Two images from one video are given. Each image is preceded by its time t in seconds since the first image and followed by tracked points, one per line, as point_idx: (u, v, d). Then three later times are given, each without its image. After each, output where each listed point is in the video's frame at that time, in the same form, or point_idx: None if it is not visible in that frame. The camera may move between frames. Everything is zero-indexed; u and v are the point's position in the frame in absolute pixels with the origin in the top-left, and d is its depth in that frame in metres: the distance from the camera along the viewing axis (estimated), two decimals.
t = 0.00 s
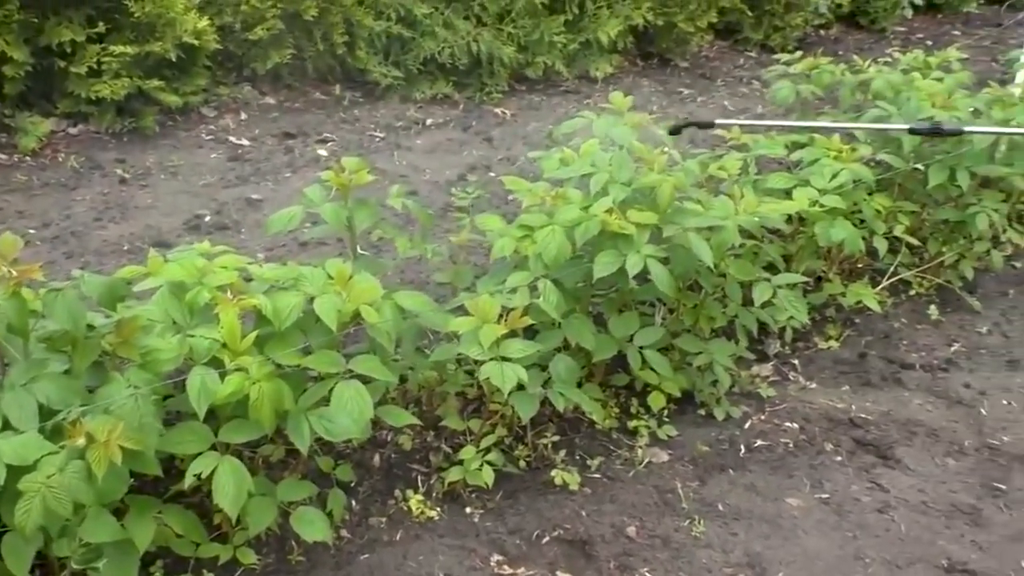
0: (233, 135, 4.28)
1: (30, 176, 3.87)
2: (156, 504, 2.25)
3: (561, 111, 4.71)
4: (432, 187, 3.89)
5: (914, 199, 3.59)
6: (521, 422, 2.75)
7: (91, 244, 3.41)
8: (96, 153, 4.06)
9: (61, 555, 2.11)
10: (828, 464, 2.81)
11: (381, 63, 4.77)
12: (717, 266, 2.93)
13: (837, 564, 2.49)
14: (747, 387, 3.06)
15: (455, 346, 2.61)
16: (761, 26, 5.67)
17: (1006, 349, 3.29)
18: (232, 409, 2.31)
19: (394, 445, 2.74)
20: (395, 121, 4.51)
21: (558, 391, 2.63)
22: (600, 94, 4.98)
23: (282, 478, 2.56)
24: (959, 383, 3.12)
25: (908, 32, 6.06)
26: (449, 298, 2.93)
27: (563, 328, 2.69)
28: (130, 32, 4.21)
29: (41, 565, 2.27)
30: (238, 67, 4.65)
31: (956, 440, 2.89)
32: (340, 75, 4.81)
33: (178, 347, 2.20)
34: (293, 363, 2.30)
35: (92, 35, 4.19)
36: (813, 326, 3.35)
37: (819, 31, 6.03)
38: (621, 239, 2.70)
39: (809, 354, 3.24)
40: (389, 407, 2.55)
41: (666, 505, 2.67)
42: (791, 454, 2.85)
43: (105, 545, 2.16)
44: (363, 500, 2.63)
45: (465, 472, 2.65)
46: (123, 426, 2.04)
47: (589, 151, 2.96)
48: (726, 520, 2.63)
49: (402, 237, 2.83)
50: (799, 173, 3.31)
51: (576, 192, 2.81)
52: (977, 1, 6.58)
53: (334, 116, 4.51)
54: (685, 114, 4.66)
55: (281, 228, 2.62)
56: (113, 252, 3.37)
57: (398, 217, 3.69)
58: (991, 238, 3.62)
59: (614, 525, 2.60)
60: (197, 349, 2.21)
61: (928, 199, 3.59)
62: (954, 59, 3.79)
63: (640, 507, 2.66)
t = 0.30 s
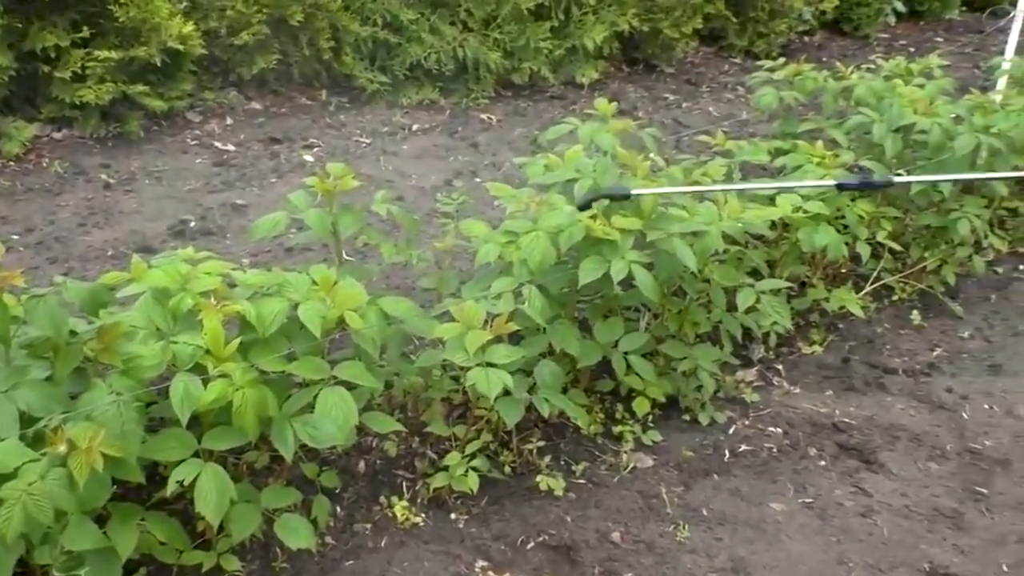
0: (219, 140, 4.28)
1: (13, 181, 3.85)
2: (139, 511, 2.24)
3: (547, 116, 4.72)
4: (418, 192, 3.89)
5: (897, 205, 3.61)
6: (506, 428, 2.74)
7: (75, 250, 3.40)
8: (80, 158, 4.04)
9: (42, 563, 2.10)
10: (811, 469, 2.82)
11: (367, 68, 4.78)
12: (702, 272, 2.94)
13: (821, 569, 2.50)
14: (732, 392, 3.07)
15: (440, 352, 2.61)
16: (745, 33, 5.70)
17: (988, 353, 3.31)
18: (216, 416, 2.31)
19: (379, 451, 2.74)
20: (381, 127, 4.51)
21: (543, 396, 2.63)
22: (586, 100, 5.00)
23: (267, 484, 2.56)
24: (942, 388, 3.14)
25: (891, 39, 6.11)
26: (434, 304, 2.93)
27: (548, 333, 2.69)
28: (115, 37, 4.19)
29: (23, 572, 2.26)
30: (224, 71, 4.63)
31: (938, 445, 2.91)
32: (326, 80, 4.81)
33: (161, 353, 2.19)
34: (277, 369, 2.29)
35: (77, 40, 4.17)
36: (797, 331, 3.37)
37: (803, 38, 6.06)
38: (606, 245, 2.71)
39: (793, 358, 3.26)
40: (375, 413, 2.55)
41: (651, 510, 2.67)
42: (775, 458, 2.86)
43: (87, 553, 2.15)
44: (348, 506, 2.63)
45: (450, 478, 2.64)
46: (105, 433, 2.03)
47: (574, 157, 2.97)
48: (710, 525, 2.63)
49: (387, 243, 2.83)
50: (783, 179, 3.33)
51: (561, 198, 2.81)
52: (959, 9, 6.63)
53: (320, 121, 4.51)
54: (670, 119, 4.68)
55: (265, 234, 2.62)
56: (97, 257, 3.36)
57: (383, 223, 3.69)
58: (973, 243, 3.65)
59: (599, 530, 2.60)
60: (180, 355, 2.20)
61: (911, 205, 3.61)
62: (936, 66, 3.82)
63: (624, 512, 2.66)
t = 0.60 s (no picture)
0: (206, 145, 4.27)
1: None
2: (124, 519, 2.24)
3: (535, 122, 4.72)
4: (405, 198, 3.89)
5: (883, 211, 3.63)
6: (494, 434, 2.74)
7: (61, 256, 3.38)
8: (67, 164, 4.03)
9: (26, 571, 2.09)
10: (797, 474, 2.83)
11: (355, 74, 4.77)
12: (688, 278, 2.94)
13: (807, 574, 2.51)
14: (718, 398, 3.07)
15: (427, 358, 2.60)
16: (733, 39, 5.72)
17: (972, 359, 3.33)
18: (201, 423, 2.30)
19: (366, 457, 2.73)
20: (370, 132, 4.51)
21: (529, 402, 2.63)
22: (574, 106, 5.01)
23: (253, 491, 2.55)
24: (927, 393, 3.15)
25: (876, 45, 6.16)
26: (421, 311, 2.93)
27: (535, 340, 2.69)
28: (103, 42, 4.18)
29: None
30: (212, 77, 4.62)
31: (923, 450, 2.92)
32: (314, 85, 4.80)
33: (147, 360, 2.18)
34: (263, 376, 2.29)
35: (64, 45, 4.15)
36: (783, 337, 3.38)
37: (790, 44, 6.09)
38: (592, 251, 2.71)
39: (779, 364, 3.27)
40: (362, 420, 2.55)
41: (638, 516, 2.68)
42: (761, 464, 2.86)
43: (71, 560, 2.14)
44: (335, 513, 2.62)
45: (437, 484, 2.64)
46: (89, 441, 2.02)
47: (561, 163, 2.98)
48: (697, 530, 2.64)
49: (374, 249, 2.83)
50: (769, 185, 3.34)
51: (548, 205, 2.81)
52: (944, 16, 6.68)
53: (308, 127, 4.51)
54: (658, 125, 4.70)
55: (252, 240, 2.62)
56: (83, 263, 3.35)
57: (370, 229, 3.68)
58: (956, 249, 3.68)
59: (586, 536, 2.60)
60: (166, 362, 2.20)
61: (896, 211, 3.63)
62: (920, 73, 3.85)
63: (611, 518, 2.66)
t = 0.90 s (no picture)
0: (196, 152, 4.26)
1: None
2: (112, 528, 2.24)
3: (524, 128, 4.73)
4: (395, 204, 3.90)
5: (870, 217, 3.65)
6: (483, 441, 2.73)
7: (49, 263, 3.37)
8: (55, 171, 4.02)
9: None
10: (785, 479, 2.84)
11: (345, 80, 4.76)
12: (677, 284, 2.95)
13: None
14: (707, 403, 3.08)
15: (416, 365, 2.60)
16: (721, 45, 5.76)
17: (959, 364, 3.35)
18: (190, 431, 2.30)
19: (355, 465, 2.72)
20: (359, 139, 4.51)
21: (519, 409, 2.63)
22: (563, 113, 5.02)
23: (243, 499, 2.55)
24: (914, 398, 3.17)
25: (863, 51, 6.20)
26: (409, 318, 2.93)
27: (524, 346, 2.69)
28: (91, 48, 4.16)
29: None
30: (201, 84, 4.62)
31: (911, 454, 2.93)
32: (303, 92, 4.80)
33: (134, 368, 2.17)
34: (252, 384, 2.29)
35: (51, 52, 4.13)
36: (772, 342, 3.39)
37: (777, 51, 6.11)
38: (581, 257, 2.72)
39: (768, 369, 3.28)
40: (351, 428, 2.54)
41: (627, 522, 2.68)
42: (750, 469, 2.87)
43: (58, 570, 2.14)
44: (325, 520, 2.62)
45: (426, 491, 2.63)
46: (75, 450, 2.02)
47: (549, 169, 2.98)
48: (686, 536, 2.64)
49: (363, 256, 2.83)
50: (757, 191, 3.35)
51: (536, 211, 2.81)
52: (930, 22, 6.74)
53: (298, 133, 4.50)
54: (646, 131, 4.71)
55: (239, 248, 2.62)
56: (71, 270, 3.34)
57: (358, 237, 3.67)
58: (943, 254, 3.71)
59: (576, 542, 2.61)
60: (154, 370, 2.19)
61: (883, 217, 3.65)
62: (906, 79, 3.88)
63: (600, 524, 2.67)
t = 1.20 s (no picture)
0: (184, 159, 4.26)
1: None
2: (99, 537, 2.23)
3: (514, 134, 4.74)
4: (384, 211, 3.90)
5: (857, 222, 3.66)
6: (472, 447, 2.74)
7: (37, 271, 3.36)
8: (43, 179, 4.01)
9: None
10: (774, 483, 2.85)
11: (334, 87, 4.76)
12: (664, 289, 2.95)
13: None
14: (696, 409, 3.09)
15: (406, 371, 2.60)
16: (708, 51, 5.78)
17: (946, 368, 3.37)
18: (178, 439, 2.29)
19: (345, 472, 2.73)
20: (348, 145, 4.51)
21: (508, 415, 2.64)
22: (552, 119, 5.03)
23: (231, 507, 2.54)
24: (901, 402, 3.19)
25: (850, 57, 6.24)
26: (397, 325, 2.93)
27: (513, 352, 2.70)
28: (79, 55, 4.15)
29: None
30: (190, 90, 4.61)
31: (898, 458, 2.95)
32: (292, 99, 4.79)
33: (122, 377, 2.17)
34: (240, 391, 2.28)
35: (39, 59, 4.11)
36: (760, 347, 3.40)
37: (765, 57, 6.13)
38: (570, 264, 2.72)
39: (757, 374, 3.29)
40: (340, 435, 2.54)
41: (616, 527, 2.68)
42: (738, 474, 2.88)
43: None
44: (314, 528, 2.62)
45: (416, 497, 2.63)
46: (63, 459, 2.01)
47: (537, 176, 2.99)
48: (675, 541, 2.65)
49: (351, 263, 2.84)
50: (744, 197, 3.37)
51: (525, 218, 2.82)
52: (916, 28, 6.78)
53: (287, 140, 4.50)
54: (635, 137, 4.72)
55: (227, 255, 2.62)
56: (59, 278, 3.33)
57: (347, 245, 3.64)
58: (929, 259, 3.73)
59: (565, 549, 2.61)
60: (142, 379, 2.19)
61: (869, 222, 3.67)
62: (892, 85, 3.90)
63: (590, 530, 2.67)
